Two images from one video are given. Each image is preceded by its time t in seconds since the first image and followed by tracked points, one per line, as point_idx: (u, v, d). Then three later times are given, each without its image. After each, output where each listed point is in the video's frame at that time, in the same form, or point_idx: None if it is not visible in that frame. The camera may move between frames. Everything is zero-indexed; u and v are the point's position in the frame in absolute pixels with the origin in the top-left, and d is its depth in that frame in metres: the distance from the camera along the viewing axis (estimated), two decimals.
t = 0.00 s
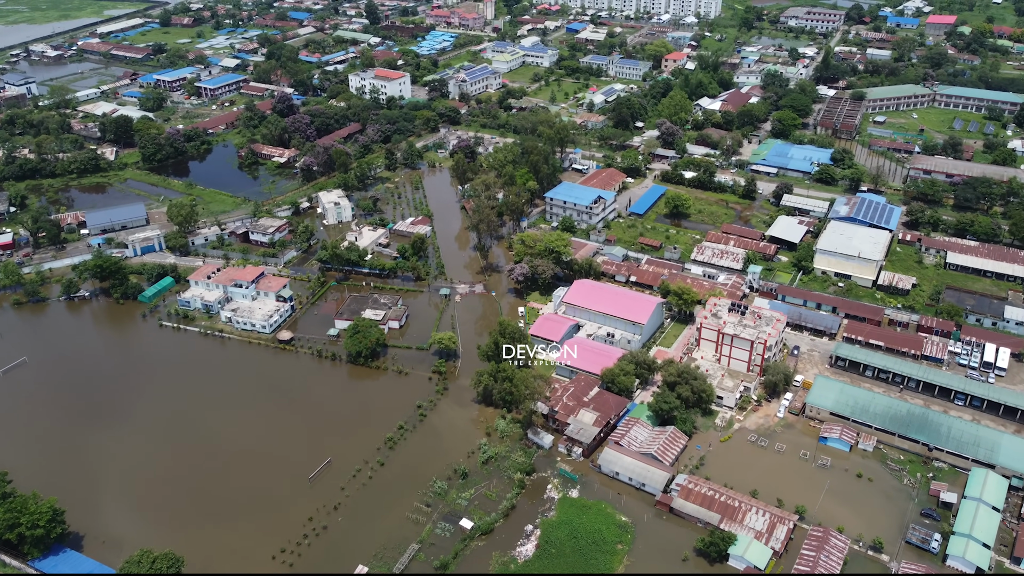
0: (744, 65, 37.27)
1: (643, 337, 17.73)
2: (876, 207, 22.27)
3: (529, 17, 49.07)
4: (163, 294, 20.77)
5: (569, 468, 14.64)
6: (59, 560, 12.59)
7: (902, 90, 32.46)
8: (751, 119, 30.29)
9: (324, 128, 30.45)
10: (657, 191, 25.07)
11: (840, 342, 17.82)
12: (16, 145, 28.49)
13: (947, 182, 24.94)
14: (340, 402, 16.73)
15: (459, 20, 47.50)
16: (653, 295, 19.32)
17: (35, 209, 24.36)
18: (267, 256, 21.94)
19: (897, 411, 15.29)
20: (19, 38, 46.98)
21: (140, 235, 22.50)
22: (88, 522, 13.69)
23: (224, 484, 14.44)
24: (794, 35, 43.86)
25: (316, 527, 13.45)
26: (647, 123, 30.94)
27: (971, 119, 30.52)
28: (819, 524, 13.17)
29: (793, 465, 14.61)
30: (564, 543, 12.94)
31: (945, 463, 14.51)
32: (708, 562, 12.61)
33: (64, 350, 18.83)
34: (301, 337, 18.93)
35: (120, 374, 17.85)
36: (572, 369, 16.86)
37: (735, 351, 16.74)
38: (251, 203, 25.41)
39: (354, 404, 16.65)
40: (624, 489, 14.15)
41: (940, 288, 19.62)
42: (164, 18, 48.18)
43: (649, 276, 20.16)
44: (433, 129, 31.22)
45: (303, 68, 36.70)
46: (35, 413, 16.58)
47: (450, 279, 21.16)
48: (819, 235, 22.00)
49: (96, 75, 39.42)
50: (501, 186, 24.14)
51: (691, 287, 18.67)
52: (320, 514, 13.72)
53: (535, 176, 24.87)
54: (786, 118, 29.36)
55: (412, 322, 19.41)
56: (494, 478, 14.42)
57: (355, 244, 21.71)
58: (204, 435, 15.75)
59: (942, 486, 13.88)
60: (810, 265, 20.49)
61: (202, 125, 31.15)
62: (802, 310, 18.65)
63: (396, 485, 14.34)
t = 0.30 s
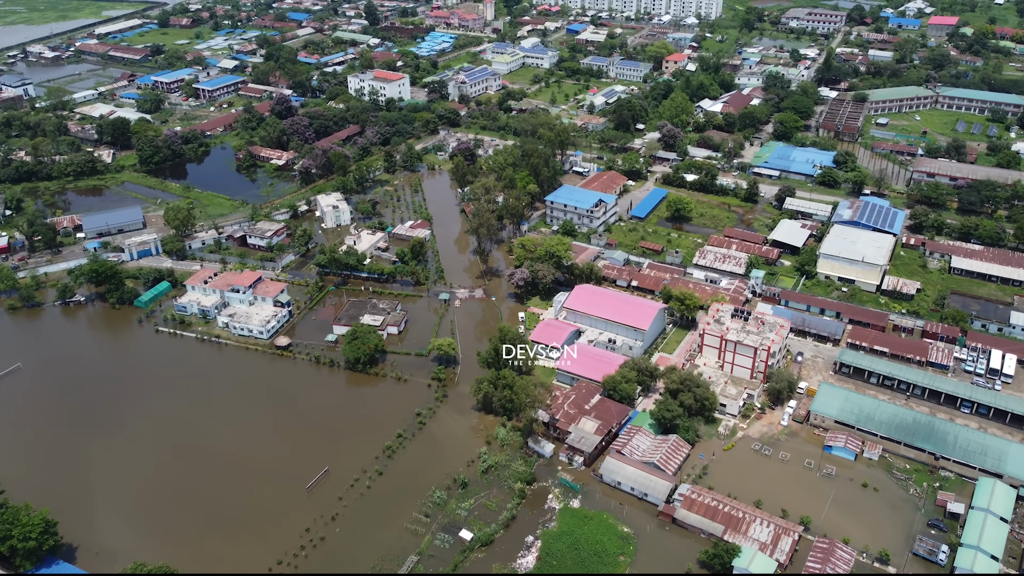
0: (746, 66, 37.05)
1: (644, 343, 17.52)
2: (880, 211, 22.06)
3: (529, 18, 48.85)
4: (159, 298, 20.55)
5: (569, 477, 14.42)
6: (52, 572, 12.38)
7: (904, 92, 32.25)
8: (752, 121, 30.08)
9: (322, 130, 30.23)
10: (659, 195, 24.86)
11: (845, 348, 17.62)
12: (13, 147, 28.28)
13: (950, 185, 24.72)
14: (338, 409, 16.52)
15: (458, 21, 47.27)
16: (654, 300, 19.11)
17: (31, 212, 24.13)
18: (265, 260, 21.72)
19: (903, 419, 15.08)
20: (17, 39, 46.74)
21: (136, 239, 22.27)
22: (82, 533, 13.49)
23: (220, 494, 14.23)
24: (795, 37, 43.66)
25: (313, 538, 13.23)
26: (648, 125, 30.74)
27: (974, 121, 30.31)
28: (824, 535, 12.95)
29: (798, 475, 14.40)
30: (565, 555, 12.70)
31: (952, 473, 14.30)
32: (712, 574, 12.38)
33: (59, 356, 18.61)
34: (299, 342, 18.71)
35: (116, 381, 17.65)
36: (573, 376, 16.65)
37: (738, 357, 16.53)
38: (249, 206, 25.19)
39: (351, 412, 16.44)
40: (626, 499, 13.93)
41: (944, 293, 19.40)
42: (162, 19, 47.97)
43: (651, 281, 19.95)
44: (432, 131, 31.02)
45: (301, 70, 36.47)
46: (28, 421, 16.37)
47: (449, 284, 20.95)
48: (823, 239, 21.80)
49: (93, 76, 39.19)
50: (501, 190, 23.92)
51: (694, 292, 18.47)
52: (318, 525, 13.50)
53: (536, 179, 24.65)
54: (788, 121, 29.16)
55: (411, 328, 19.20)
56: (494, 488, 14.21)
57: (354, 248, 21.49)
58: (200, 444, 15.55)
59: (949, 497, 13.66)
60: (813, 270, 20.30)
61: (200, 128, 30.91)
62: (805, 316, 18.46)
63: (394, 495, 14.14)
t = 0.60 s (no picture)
0: (747, 68, 36.82)
1: (646, 349, 17.31)
2: (883, 214, 21.86)
3: (529, 19, 48.64)
4: (156, 303, 20.33)
5: (570, 486, 14.22)
6: None
7: (907, 94, 32.05)
8: (754, 123, 29.84)
9: (321, 132, 29.99)
10: (660, 198, 24.64)
11: (849, 355, 17.42)
12: (8, 150, 28.04)
13: (955, 188, 24.49)
14: (336, 417, 16.32)
15: (458, 21, 47.05)
16: (656, 305, 18.90)
17: (27, 215, 23.91)
18: (263, 264, 21.50)
19: (910, 427, 14.90)
20: (14, 40, 46.48)
21: (133, 243, 22.05)
22: (75, 544, 13.30)
23: (216, 504, 14.03)
24: (796, 37, 43.47)
25: (310, 550, 13.01)
26: (649, 128, 30.53)
27: (978, 123, 30.10)
28: (829, 547, 12.73)
29: (802, 485, 14.19)
30: (566, 567, 12.47)
31: (959, 482, 14.10)
32: None
33: (53, 362, 18.40)
34: (297, 348, 18.50)
35: (111, 388, 17.44)
36: (574, 383, 16.44)
37: (742, 364, 16.32)
38: (247, 209, 24.97)
39: (349, 419, 16.23)
40: (628, 510, 13.71)
41: (949, 298, 19.20)
42: (161, 20, 47.76)
43: (653, 285, 19.74)
44: (432, 134, 30.82)
45: (300, 71, 36.24)
46: (23, 429, 16.18)
47: (449, 289, 20.74)
48: (826, 243, 21.59)
49: (91, 77, 38.96)
50: (501, 193, 23.70)
51: (696, 298, 18.27)
52: (315, 536, 13.28)
53: (536, 182, 24.45)
54: (790, 123, 28.96)
55: (410, 333, 18.98)
56: (494, 498, 14.00)
57: (352, 252, 21.28)
58: (196, 452, 15.34)
59: (956, 507, 13.44)
60: (817, 274, 20.08)
61: (198, 130, 30.67)
62: (809, 321, 18.25)
63: (392, 505, 13.93)
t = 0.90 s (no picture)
0: (748, 69, 36.60)
1: (648, 355, 17.10)
2: (887, 218, 21.65)
3: (530, 20, 48.43)
4: (152, 308, 20.11)
5: (572, 496, 14.00)
6: None
7: (909, 95, 31.85)
8: (756, 125, 29.58)
9: (320, 134, 29.77)
10: (661, 201, 24.44)
11: (853, 361, 17.23)
12: (4, 152, 27.82)
13: (959, 191, 24.27)
14: (334, 425, 16.09)
15: (458, 22, 46.80)
16: (658, 311, 18.69)
17: (23, 219, 23.69)
18: (260, 269, 21.29)
19: (916, 436, 14.70)
20: (12, 41, 46.24)
21: (130, 247, 21.85)
22: (67, 556, 13.06)
23: (211, 514, 13.78)
24: (798, 38, 43.26)
25: (307, 561, 12.77)
26: (650, 130, 30.33)
27: (981, 125, 29.89)
28: (835, 558, 12.50)
29: (807, 494, 13.98)
30: None
31: (966, 492, 13.90)
32: None
33: (47, 369, 18.17)
34: (294, 355, 18.28)
35: (105, 395, 17.19)
36: (575, 391, 16.23)
37: (745, 371, 16.12)
38: (244, 213, 24.76)
39: (347, 426, 16.04)
40: (630, 520, 13.50)
41: (954, 303, 18.99)
42: (159, 21, 47.53)
43: (655, 290, 19.53)
44: (431, 136, 30.61)
45: (299, 72, 36.01)
46: (16, 438, 15.93)
47: (449, 293, 20.53)
48: (829, 247, 21.38)
49: (89, 79, 38.72)
50: (501, 197, 23.49)
51: (698, 303, 18.06)
52: (312, 547, 13.04)
53: (537, 185, 24.24)
54: (792, 125, 28.77)
55: (409, 339, 18.78)
56: (495, 508, 13.79)
57: (351, 256, 21.07)
58: (192, 460, 15.13)
59: (964, 518, 13.23)
60: (820, 279, 19.86)
61: (196, 132, 30.45)
62: (813, 327, 18.05)
63: (391, 516, 13.71)
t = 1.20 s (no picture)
0: (750, 70, 36.35)
1: (650, 362, 16.90)
2: (891, 222, 21.44)
3: (530, 20, 48.19)
4: (148, 313, 19.88)
5: (573, 506, 13.79)
6: None
7: (912, 97, 31.61)
8: (758, 127, 29.29)
9: (318, 136, 29.52)
10: (663, 204, 24.22)
11: (858, 367, 17.03)
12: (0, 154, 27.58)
13: (963, 194, 24.05)
14: (332, 432, 15.87)
15: (457, 22, 46.57)
16: (660, 316, 18.47)
17: (19, 221, 23.46)
18: (258, 273, 21.07)
19: (922, 444, 14.51)
20: (10, 41, 46.00)
21: (126, 250, 21.63)
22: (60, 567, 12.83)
23: (207, 523, 13.55)
24: (799, 39, 43.04)
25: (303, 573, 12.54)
26: (651, 132, 30.11)
27: (984, 127, 29.67)
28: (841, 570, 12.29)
29: (812, 504, 13.77)
30: None
31: (973, 502, 13.70)
32: None
33: (42, 374, 17.94)
34: (292, 361, 18.06)
35: (100, 402, 16.96)
36: (576, 398, 16.03)
37: (749, 379, 15.92)
38: (242, 216, 24.54)
39: (345, 433, 15.83)
40: (633, 531, 13.29)
41: (959, 308, 18.79)
42: (158, 21, 47.27)
43: (656, 295, 19.32)
44: (431, 138, 30.36)
45: (297, 73, 35.77)
46: (9, 446, 15.70)
47: (448, 298, 20.32)
48: (832, 251, 21.17)
49: (86, 80, 38.47)
50: (501, 200, 23.26)
51: (701, 308, 17.86)
52: (309, 558, 12.81)
53: (537, 188, 24.02)
54: (794, 127, 28.54)
55: (408, 344, 18.56)
56: (495, 518, 13.58)
57: (349, 260, 20.85)
58: (187, 467, 14.92)
59: (971, 528, 13.02)
60: (824, 284, 19.66)
61: (193, 133, 30.21)
62: (817, 333, 17.86)
63: (390, 527, 13.49)
